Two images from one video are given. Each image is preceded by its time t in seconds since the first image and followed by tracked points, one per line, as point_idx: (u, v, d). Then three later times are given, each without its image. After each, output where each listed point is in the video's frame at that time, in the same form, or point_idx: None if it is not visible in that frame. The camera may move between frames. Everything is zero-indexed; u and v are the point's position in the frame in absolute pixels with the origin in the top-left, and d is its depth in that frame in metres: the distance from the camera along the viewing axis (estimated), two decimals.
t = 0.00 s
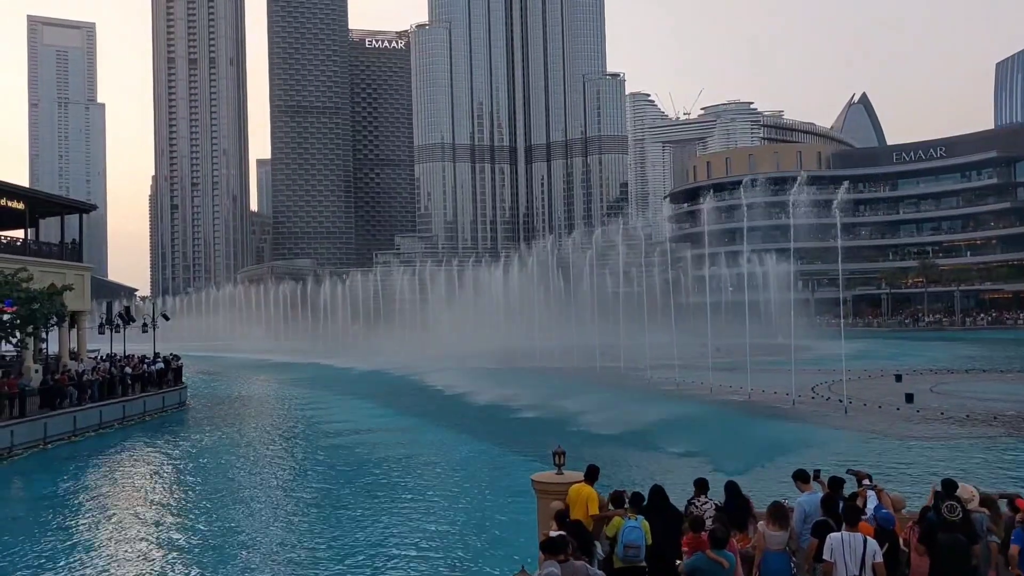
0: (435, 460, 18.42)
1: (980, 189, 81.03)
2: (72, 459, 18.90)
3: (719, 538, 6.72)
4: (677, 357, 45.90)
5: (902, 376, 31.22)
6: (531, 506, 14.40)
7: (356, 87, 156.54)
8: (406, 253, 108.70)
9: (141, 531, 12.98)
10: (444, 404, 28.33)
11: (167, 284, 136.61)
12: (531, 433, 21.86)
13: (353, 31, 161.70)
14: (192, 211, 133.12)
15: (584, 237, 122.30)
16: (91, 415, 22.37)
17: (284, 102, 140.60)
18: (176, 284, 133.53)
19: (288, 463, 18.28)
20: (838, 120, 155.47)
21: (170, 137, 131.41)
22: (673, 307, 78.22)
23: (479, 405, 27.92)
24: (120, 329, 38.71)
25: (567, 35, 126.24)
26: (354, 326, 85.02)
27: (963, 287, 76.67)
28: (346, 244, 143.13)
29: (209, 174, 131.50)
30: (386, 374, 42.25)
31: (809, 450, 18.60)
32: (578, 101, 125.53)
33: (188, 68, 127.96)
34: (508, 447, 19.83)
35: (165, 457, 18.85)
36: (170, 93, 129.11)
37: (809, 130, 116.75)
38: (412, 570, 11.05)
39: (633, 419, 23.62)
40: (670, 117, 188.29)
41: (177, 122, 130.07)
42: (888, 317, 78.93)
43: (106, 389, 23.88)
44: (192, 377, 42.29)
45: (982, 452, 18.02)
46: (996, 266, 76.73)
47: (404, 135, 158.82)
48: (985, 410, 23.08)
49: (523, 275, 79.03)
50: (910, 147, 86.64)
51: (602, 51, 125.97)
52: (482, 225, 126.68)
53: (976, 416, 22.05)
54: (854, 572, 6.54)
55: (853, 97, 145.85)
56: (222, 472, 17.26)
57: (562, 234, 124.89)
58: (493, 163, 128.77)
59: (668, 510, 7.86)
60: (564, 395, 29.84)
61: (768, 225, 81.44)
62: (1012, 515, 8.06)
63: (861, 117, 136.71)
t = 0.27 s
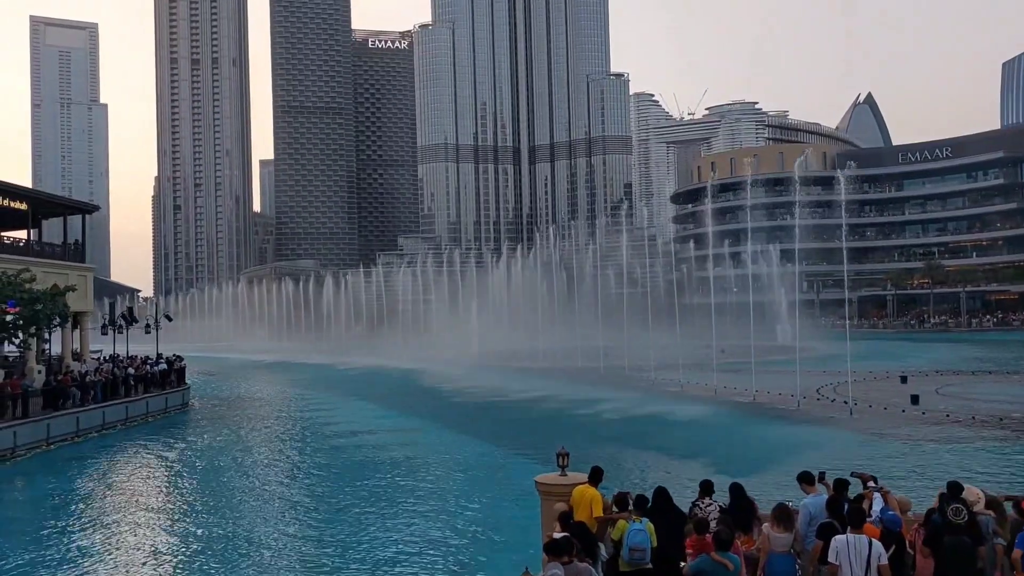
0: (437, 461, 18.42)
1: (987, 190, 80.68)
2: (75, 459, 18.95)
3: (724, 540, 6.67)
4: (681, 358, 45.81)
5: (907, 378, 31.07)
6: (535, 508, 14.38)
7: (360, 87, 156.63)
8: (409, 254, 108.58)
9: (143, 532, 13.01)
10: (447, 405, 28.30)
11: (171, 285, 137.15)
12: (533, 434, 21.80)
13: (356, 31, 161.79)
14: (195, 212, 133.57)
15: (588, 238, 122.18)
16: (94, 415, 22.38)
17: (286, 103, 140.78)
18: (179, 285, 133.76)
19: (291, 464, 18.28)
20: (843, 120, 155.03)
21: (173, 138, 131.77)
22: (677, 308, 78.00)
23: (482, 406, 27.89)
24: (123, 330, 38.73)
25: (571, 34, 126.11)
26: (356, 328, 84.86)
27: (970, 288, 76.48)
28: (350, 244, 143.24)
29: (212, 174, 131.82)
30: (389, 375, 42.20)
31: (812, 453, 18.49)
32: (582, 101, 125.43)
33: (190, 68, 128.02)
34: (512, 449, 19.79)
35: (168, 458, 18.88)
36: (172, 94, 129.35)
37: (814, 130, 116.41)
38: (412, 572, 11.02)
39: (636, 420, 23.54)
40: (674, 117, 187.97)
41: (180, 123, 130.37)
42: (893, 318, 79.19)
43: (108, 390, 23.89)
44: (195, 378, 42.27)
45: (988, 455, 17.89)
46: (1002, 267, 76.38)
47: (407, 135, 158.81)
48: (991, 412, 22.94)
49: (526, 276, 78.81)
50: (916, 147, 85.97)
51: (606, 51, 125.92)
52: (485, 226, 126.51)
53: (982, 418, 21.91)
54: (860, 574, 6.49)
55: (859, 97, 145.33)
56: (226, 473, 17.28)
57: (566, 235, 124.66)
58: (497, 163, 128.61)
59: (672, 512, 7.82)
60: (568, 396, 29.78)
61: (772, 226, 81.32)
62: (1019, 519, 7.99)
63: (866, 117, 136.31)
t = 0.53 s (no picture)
0: (440, 462, 18.41)
1: (992, 190, 80.57)
2: (78, 460, 18.97)
3: (729, 542, 6.62)
4: (685, 360, 45.77)
5: (913, 379, 30.91)
6: (538, 509, 14.36)
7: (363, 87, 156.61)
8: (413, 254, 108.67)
9: (145, 533, 12.99)
10: (450, 406, 28.31)
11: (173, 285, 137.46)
12: (536, 436, 21.77)
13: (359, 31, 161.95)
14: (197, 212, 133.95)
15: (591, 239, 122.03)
16: (97, 416, 22.39)
17: (289, 103, 140.90)
18: (181, 285, 133.88)
19: (293, 465, 18.28)
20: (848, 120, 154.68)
21: (175, 138, 132.21)
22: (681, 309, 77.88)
23: (486, 407, 27.88)
24: (127, 331, 38.81)
25: (574, 34, 126.19)
26: (358, 328, 84.88)
27: (975, 289, 76.18)
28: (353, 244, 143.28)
29: (214, 174, 132.03)
30: (392, 375, 42.15)
31: (817, 454, 18.42)
32: (585, 101, 125.44)
33: (193, 68, 127.94)
34: (515, 450, 19.72)
35: (171, 459, 18.89)
36: (175, 94, 129.61)
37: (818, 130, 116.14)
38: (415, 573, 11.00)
39: (639, 421, 23.51)
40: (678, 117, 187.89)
41: (183, 123, 130.71)
42: (899, 319, 78.99)
43: (111, 391, 23.90)
44: (199, 379, 42.33)
45: (994, 456, 17.82)
46: (1007, 268, 76.24)
47: (409, 135, 158.82)
48: (997, 414, 22.87)
49: (529, 276, 78.84)
50: (920, 147, 85.78)
51: (610, 51, 125.92)
52: (488, 226, 126.44)
53: (988, 420, 21.85)
54: None
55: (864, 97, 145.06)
56: (228, 474, 17.27)
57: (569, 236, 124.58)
58: (500, 164, 128.66)
59: (677, 514, 7.75)
60: (572, 397, 29.72)
61: (775, 226, 81.36)
62: None
63: (870, 117, 135.99)
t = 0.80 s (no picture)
0: (443, 463, 18.36)
1: (997, 191, 80.37)
2: (79, 462, 18.91)
3: (732, 544, 6.58)
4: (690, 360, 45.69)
5: (917, 381, 30.77)
6: (541, 510, 14.30)
7: (365, 87, 156.61)
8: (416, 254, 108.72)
9: (146, 535, 12.93)
10: (453, 407, 28.29)
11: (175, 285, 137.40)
12: (538, 437, 21.74)
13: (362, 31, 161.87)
14: (199, 212, 133.92)
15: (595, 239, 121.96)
16: (98, 418, 22.36)
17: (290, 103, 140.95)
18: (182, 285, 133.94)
19: (295, 467, 18.21)
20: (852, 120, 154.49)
21: (177, 138, 132.30)
22: (683, 310, 77.81)
23: (489, 408, 27.86)
24: (129, 331, 38.82)
25: (577, 33, 125.66)
26: (361, 328, 85.04)
27: (981, 289, 75.92)
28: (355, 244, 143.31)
29: (216, 175, 132.27)
30: (394, 376, 42.12)
31: (821, 455, 18.34)
32: (589, 101, 125.22)
33: (195, 68, 127.79)
34: (517, 451, 19.64)
35: (171, 461, 18.82)
36: (177, 94, 129.60)
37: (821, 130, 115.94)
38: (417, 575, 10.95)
39: (643, 422, 23.46)
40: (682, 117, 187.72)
41: (184, 123, 130.64)
42: (903, 320, 78.73)
43: (113, 392, 23.88)
44: (202, 379, 42.33)
45: (999, 458, 17.74)
46: (1012, 269, 76.10)
47: (411, 135, 158.98)
48: (1003, 415, 22.81)
49: (532, 277, 78.87)
50: (925, 148, 86.06)
51: (613, 51, 125.62)
52: (492, 226, 126.42)
53: (994, 421, 21.79)
54: None
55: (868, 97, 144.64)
56: (229, 476, 17.21)
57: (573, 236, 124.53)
58: (503, 164, 128.74)
59: (681, 514, 7.68)
60: (574, 399, 29.59)
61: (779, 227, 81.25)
62: None
63: (875, 118, 135.66)
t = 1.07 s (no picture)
0: (445, 464, 18.32)
1: (1002, 192, 80.16)
2: (79, 463, 18.87)
3: (736, 545, 6.52)
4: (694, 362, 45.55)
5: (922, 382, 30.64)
6: (544, 511, 14.28)
7: (368, 87, 156.84)
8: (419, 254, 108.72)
9: (146, 537, 12.87)
10: (455, 408, 28.23)
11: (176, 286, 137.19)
12: (541, 438, 21.66)
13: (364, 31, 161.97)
14: (200, 213, 133.80)
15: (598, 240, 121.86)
16: (99, 419, 22.34)
17: (292, 103, 141.25)
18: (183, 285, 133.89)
19: (297, 467, 18.18)
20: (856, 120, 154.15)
21: (178, 139, 132.34)
22: (685, 310, 77.68)
23: (492, 409, 27.79)
24: (131, 332, 38.81)
25: (580, 33, 125.53)
26: (362, 328, 85.02)
27: (986, 290, 75.57)
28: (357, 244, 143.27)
29: (218, 176, 132.50)
30: (396, 377, 42.05)
31: (824, 457, 18.24)
32: (591, 102, 125.18)
33: (196, 68, 127.95)
34: (519, 452, 19.59)
35: (173, 462, 18.79)
36: (178, 95, 129.82)
37: (825, 130, 115.70)
38: None
39: (645, 424, 23.39)
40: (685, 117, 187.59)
41: (185, 123, 130.68)
42: (905, 322, 78.61)
43: (115, 393, 23.86)
44: (203, 381, 42.28)
45: (1005, 460, 17.63)
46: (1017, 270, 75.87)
47: (413, 135, 159.14)
48: (1008, 417, 22.71)
49: (535, 277, 78.78)
50: (931, 148, 85.21)
51: (616, 51, 125.51)
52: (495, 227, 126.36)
53: (1000, 423, 21.67)
54: None
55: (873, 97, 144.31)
56: (231, 477, 17.16)
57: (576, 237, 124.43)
58: (505, 165, 128.80)
59: (685, 515, 7.61)
60: (576, 399, 29.49)
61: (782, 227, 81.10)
62: None
63: (878, 118, 135.23)
